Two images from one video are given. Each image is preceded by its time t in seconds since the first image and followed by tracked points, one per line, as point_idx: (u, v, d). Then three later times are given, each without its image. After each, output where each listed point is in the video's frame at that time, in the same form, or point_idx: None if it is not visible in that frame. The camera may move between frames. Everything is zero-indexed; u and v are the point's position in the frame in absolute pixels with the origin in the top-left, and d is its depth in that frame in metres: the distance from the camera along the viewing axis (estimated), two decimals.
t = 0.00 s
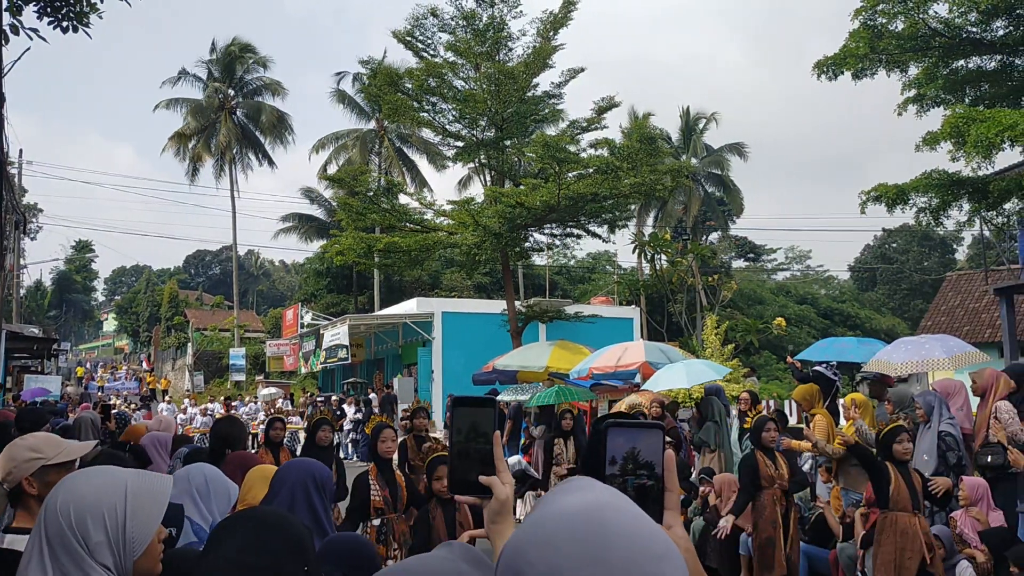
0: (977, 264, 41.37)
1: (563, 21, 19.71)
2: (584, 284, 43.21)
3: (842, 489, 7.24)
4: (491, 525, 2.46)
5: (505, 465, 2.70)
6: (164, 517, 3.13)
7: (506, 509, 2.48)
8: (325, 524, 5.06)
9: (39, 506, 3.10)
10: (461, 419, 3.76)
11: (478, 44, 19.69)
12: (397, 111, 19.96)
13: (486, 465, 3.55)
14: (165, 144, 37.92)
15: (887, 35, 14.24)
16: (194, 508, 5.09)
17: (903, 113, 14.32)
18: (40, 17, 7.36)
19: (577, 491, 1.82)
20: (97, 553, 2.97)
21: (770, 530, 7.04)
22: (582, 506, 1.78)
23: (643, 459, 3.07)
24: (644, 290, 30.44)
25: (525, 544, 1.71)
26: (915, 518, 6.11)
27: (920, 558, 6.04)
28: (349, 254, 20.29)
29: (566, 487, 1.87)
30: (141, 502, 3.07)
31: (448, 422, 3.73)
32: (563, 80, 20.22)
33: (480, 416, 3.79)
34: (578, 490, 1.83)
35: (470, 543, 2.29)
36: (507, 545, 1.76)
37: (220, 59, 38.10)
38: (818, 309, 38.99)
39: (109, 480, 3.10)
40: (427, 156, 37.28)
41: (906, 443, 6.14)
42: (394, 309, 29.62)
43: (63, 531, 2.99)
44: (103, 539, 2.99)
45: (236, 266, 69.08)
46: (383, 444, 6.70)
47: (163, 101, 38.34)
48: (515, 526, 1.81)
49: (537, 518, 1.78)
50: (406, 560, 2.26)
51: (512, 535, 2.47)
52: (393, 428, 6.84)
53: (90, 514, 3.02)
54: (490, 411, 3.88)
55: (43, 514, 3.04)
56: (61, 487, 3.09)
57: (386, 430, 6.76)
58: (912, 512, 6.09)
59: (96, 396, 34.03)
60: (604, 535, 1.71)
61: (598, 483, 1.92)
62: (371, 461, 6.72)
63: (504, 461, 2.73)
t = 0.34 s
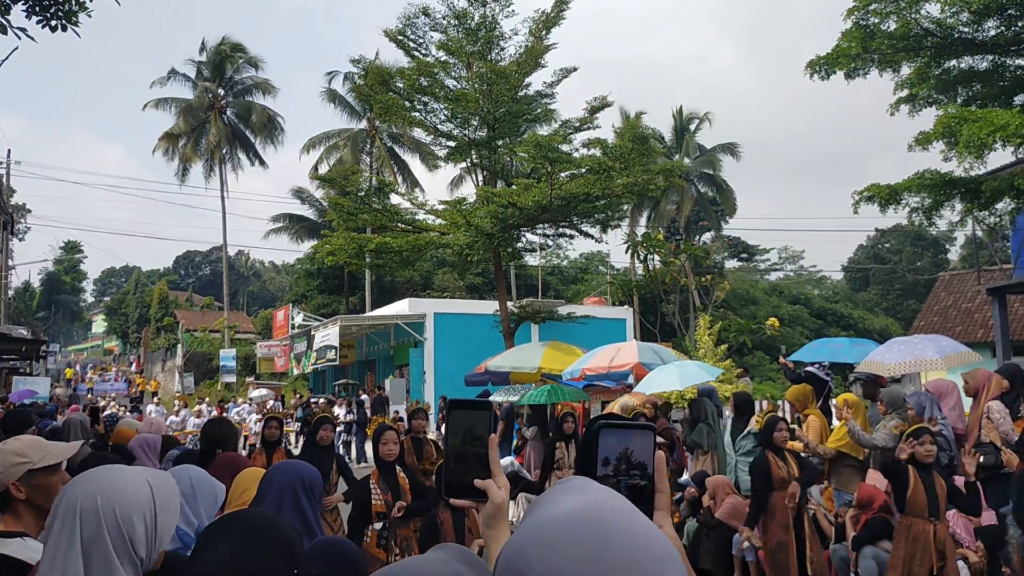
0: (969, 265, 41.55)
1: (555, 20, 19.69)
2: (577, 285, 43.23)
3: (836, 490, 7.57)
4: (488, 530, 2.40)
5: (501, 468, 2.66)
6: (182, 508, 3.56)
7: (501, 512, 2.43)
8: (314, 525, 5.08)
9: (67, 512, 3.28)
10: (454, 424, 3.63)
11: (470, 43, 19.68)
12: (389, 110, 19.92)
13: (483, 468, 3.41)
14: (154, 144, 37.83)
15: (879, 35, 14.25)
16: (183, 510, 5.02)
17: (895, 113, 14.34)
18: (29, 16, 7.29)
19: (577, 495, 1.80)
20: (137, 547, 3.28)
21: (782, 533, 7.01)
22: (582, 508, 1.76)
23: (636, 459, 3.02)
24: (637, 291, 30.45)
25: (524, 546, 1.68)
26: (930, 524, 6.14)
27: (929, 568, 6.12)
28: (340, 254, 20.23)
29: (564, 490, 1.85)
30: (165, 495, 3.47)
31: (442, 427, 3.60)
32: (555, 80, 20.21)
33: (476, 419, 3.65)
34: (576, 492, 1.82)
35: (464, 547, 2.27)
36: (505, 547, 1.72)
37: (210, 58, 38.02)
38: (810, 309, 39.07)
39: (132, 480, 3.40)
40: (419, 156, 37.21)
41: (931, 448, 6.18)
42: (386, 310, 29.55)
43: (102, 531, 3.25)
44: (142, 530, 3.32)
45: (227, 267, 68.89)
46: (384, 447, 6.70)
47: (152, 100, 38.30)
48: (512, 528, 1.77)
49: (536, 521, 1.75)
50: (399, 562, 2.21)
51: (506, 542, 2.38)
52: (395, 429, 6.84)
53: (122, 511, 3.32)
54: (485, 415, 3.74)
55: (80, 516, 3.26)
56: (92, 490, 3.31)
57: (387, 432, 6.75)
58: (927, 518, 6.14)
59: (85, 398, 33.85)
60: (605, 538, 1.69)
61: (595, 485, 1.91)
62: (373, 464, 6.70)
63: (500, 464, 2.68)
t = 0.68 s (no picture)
0: (963, 265, 41.70)
1: (551, 21, 19.74)
2: (572, 285, 43.33)
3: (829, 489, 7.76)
4: (485, 532, 2.42)
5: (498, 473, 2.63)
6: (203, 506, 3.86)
7: (498, 514, 2.44)
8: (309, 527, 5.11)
9: (107, 507, 3.51)
10: (452, 426, 3.63)
11: (466, 44, 19.70)
12: (386, 111, 19.91)
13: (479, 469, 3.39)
14: (151, 144, 37.76)
15: (873, 36, 14.32)
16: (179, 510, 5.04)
17: (888, 114, 14.39)
18: (25, 17, 7.31)
19: (582, 494, 1.86)
20: (173, 539, 3.56)
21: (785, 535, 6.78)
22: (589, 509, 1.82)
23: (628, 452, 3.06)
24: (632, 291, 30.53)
25: (530, 548, 1.73)
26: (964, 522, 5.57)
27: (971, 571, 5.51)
28: (336, 254, 20.25)
29: (575, 489, 1.91)
30: (192, 492, 3.78)
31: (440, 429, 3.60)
32: (551, 81, 20.25)
33: (475, 421, 3.65)
34: (584, 493, 1.87)
35: (461, 546, 2.30)
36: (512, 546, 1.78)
37: (206, 59, 38.00)
38: (805, 308, 39.18)
39: (163, 477, 3.69)
40: (415, 157, 37.23)
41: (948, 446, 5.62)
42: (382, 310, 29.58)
43: (145, 522, 3.50)
44: (178, 520, 3.61)
45: (224, 267, 68.79)
46: (390, 449, 6.61)
47: (149, 101, 38.23)
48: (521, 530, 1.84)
49: (543, 522, 1.81)
50: (393, 562, 2.25)
51: (506, 546, 2.41)
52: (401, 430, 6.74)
53: (157, 506, 3.59)
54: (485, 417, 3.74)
55: (122, 510, 3.50)
56: (130, 486, 3.56)
57: (395, 434, 6.62)
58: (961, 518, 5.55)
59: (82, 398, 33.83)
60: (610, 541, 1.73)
61: (610, 484, 1.96)
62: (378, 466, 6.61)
63: (497, 468, 2.66)
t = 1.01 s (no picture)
0: (960, 265, 41.75)
1: (549, 22, 19.73)
2: (570, 285, 43.36)
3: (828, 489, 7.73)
4: (486, 533, 2.26)
5: (502, 472, 2.53)
6: (208, 506, 4.22)
7: (501, 513, 2.26)
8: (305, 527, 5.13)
9: (122, 512, 3.77)
10: (454, 428, 3.56)
11: (464, 45, 19.68)
12: (383, 111, 19.88)
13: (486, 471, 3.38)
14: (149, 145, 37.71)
15: (870, 36, 14.33)
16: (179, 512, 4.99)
17: (886, 113, 14.39)
18: (22, 17, 7.30)
19: (633, 493, 2.16)
20: (184, 538, 3.88)
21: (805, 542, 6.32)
22: (640, 508, 2.11)
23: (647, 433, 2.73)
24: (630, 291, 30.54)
25: (587, 541, 2.03)
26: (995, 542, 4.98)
27: None
28: (334, 255, 20.24)
29: (627, 487, 2.21)
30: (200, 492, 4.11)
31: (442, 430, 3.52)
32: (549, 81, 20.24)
33: (478, 422, 3.56)
34: (635, 493, 2.17)
35: (458, 545, 2.30)
36: (572, 538, 2.09)
37: (204, 60, 37.96)
38: (803, 309, 39.22)
39: (173, 480, 4.01)
40: (413, 157, 37.21)
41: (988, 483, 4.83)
42: (380, 310, 29.58)
43: (160, 525, 3.80)
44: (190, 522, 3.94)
45: (221, 267, 68.76)
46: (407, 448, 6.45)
47: (147, 102, 38.19)
48: (580, 523, 2.15)
49: (599, 518, 2.12)
50: (393, 561, 2.25)
51: (509, 548, 2.26)
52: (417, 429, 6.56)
53: (170, 508, 3.90)
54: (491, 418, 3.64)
55: (139, 512, 3.79)
56: (144, 489, 3.86)
57: (410, 433, 6.48)
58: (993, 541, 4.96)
59: (80, 399, 33.83)
60: (657, 536, 2.01)
61: (661, 483, 2.25)
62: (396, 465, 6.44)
63: (501, 471, 2.55)
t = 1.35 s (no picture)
0: (958, 266, 41.77)
1: (547, 23, 19.74)
2: (569, 286, 43.39)
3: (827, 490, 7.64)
4: (491, 539, 2.29)
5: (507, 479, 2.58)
6: (208, 510, 4.12)
7: (504, 520, 2.31)
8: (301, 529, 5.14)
9: (117, 513, 3.70)
10: (459, 433, 3.44)
11: (463, 46, 19.68)
12: (382, 112, 19.90)
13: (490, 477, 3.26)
14: (147, 146, 37.68)
15: (869, 37, 14.32)
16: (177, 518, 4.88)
17: (884, 114, 14.39)
18: (20, 18, 7.29)
19: (647, 497, 2.06)
20: (182, 541, 3.80)
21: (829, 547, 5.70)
22: (652, 510, 2.02)
23: (655, 433, 2.77)
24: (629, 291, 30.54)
25: (602, 547, 1.93)
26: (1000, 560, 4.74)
27: None
28: (333, 256, 20.23)
29: (640, 493, 2.10)
30: (199, 494, 4.02)
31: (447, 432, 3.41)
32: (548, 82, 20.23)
33: (482, 427, 3.46)
34: (648, 497, 2.06)
35: (459, 546, 2.30)
36: (583, 545, 1.99)
37: (202, 61, 37.94)
38: (802, 309, 39.21)
39: (173, 481, 3.92)
40: (412, 158, 37.17)
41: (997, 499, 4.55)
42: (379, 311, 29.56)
43: (155, 527, 3.73)
44: (188, 525, 3.85)
45: (220, 268, 68.75)
46: (424, 448, 6.31)
47: (145, 103, 38.16)
48: (592, 528, 2.04)
49: (613, 523, 2.01)
50: (395, 562, 2.24)
51: (513, 554, 2.29)
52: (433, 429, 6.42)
53: (167, 510, 3.82)
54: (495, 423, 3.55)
55: (135, 515, 3.72)
56: (141, 491, 3.79)
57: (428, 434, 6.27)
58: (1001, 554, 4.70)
59: (78, 400, 33.80)
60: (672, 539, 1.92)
61: (672, 488, 2.15)
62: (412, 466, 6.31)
63: (507, 479, 2.59)
